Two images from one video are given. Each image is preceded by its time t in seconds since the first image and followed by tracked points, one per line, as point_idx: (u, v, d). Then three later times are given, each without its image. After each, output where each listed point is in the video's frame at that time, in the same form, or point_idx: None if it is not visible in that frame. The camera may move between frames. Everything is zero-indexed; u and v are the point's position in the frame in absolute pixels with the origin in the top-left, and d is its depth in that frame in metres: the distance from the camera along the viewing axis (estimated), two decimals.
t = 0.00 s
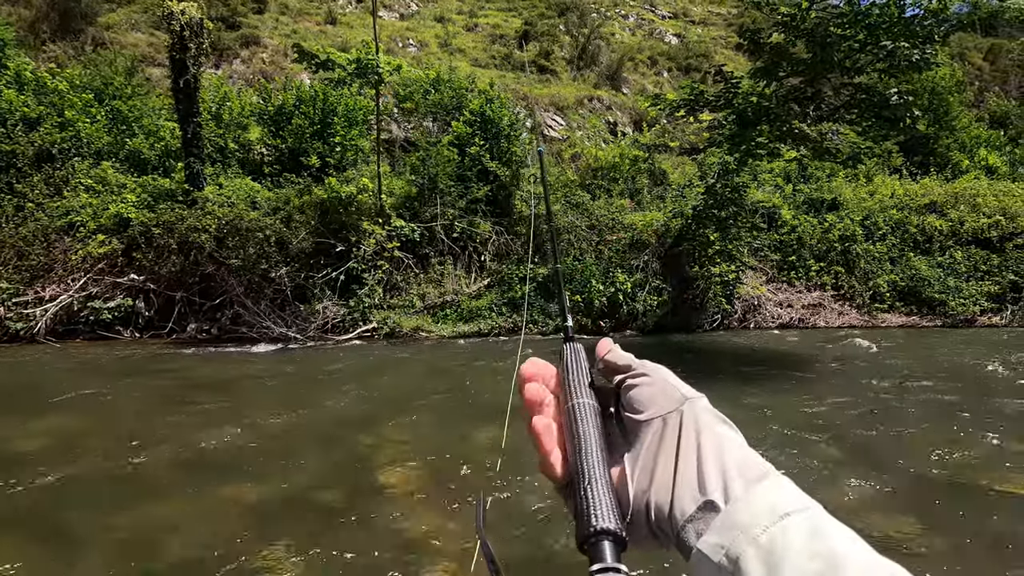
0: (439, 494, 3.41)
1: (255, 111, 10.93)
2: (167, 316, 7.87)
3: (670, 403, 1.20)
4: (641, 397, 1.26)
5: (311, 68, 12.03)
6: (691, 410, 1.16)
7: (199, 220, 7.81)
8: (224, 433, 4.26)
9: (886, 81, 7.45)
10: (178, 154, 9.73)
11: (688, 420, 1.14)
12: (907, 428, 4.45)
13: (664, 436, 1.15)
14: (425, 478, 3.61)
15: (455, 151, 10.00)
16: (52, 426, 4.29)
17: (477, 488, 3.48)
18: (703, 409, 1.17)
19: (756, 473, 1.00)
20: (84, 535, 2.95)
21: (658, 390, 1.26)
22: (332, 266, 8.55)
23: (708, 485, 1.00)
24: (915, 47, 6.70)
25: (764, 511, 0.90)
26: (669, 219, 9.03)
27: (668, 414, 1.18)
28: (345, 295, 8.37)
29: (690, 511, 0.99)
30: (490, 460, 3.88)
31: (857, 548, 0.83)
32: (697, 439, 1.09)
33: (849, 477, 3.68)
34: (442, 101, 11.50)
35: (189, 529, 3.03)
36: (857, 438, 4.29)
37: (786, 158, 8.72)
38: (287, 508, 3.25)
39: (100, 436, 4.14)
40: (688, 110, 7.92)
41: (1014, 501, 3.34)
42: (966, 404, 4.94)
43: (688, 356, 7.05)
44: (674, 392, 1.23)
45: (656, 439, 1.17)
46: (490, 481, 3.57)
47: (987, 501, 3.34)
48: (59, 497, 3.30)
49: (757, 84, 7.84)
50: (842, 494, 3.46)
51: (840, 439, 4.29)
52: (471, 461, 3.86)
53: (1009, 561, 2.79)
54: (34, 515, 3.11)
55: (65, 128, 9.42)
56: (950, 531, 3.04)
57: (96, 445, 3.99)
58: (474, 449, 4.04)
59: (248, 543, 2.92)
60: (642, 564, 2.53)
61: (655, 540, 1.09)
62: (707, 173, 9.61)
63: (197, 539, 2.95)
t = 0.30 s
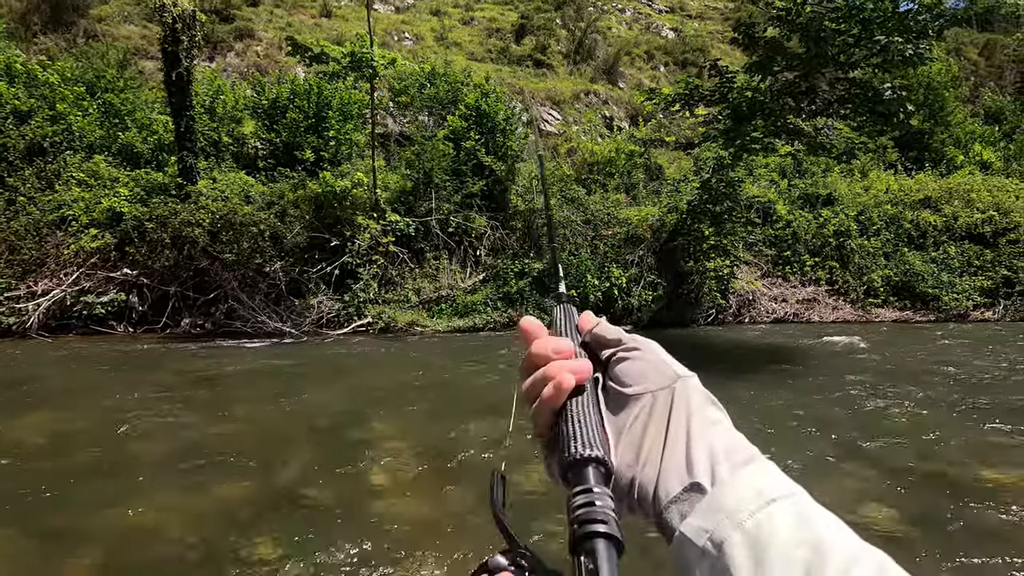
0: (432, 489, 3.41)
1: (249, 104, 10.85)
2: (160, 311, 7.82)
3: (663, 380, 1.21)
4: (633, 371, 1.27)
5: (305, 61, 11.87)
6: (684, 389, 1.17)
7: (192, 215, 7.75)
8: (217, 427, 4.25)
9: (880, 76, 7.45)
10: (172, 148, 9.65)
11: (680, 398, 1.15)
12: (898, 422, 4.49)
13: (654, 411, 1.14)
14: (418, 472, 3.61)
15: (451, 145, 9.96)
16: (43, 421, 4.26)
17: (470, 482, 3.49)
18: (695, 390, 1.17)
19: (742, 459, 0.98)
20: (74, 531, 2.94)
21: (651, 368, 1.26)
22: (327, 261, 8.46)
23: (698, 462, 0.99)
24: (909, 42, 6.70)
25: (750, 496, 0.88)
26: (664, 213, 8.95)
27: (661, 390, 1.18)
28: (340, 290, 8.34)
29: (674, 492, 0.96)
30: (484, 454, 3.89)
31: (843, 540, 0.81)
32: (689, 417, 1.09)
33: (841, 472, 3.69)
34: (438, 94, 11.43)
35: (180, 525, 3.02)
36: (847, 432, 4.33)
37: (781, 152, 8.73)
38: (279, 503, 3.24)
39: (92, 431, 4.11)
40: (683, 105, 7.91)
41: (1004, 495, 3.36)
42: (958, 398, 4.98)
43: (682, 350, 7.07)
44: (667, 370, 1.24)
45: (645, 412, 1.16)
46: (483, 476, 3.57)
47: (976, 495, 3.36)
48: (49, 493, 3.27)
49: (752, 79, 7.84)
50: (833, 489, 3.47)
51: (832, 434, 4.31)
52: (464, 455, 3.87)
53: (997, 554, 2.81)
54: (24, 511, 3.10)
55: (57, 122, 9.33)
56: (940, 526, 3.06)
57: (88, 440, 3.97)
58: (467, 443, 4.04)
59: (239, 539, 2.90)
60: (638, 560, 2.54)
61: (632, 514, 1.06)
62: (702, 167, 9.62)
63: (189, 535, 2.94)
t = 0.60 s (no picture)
0: (424, 484, 3.41)
1: (244, 98, 10.76)
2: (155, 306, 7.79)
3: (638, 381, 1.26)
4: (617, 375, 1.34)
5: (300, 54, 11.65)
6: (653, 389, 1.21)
7: (187, 209, 7.70)
8: (211, 422, 4.24)
9: (875, 70, 7.46)
10: (166, 141, 9.58)
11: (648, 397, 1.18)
12: (891, 416, 4.53)
13: (624, 407, 1.18)
14: (412, 467, 3.61)
15: (447, 139, 9.93)
16: (34, 416, 4.25)
17: (465, 477, 3.50)
18: (669, 394, 1.18)
19: (707, 454, 0.99)
20: (64, 527, 2.94)
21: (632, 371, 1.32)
22: (323, 255, 8.47)
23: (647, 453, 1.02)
24: (905, 36, 6.70)
25: (712, 491, 0.87)
26: (660, 208, 8.97)
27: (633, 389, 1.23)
28: (336, 284, 8.34)
29: (641, 484, 0.96)
30: (479, 448, 3.90)
31: (796, 532, 0.82)
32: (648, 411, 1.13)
33: (831, 465, 3.73)
34: (434, 88, 11.37)
35: (170, 520, 3.02)
36: (841, 426, 4.35)
37: (778, 147, 8.74)
38: (269, 497, 3.25)
39: (85, 425, 4.10)
40: (679, 99, 7.90)
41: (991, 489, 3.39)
42: (951, 392, 5.01)
43: (677, 345, 7.09)
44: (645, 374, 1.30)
45: (615, 409, 1.20)
46: (477, 470, 3.58)
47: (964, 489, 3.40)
48: (40, 489, 3.27)
49: (749, 73, 7.84)
50: (823, 483, 3.49)
51: (824, 427, 4.35)
52: (458, 449, 3.87)
53: (982, 549, 2.84)
54: (17, 507, 3.09)
55: (50, 115, 9.25)
56: (927, 519, 3.09)
57: (82, 435, 3.95)
58: (460, 438, 4.05)
59: (230, 533, 2.91)
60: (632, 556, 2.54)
61: (600, 509, 1.07)
62: (698, 162, 9.62)
63: (178, 529, 2.95)
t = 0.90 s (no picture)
0: (425, 478, 3.44)
1: (243, 92, 10.71)
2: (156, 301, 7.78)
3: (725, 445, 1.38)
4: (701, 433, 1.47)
5: (300, 49, 11.57)
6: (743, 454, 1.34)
7: (187, 203, 7.69)
8: (213, 416, 4.26)
9: (877, 65, 7.43)
10: (165, 136, 9.55)
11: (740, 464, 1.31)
12: (890, 410, 4.54)
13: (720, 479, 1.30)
14: (413, 462, 3.64)
15: (447, 134, 9.90)
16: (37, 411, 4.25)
17: (465, 471, 3.52)
18: (765, 457, 1.31)
19: (822, 538, 1.10)
20: (68, 522, 2.95)
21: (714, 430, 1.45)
22: (323, 250, 8.39)
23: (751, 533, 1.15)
24: (908, 30, 6.66)
25: None
26: (661, 203, 8.90)
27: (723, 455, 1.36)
28: (337, 279, 8.32)
29: (747, 566, 1.09)
30: (479, 443, 3.92)
31: None
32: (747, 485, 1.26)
33: (832, 461, 3.73)
34: (434, 82, 11.32)
35: (173, 515, 3.03)
36: (838, 421, 4.37)
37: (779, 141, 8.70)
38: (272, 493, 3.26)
39: (87, 419, 4.13)
40: (680, 93, 7.86)
41: (991, 485, 3.40)
42: (950, 388, 5.02)
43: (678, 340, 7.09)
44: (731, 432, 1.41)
45: (709, 480, 1.32)
46: (479, 466, 3.58)
47: (965, 485, 3.40)
48: (44, 484, 3.28)
49: (750, 67, 7.81)
50: (824, 478, 3.50)
51: (825, 423, 4.35)
52: (458, 444, 3.89)
53: (983, 545, 2.84)
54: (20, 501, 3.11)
55: (49, 109, 9.23)
56: (927, 515, 3.10)
57: (84, 429, 3.97)
58: (462, 433, 4.06)
59: (232, 529, 2.92)
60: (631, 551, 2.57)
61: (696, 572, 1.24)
62: (699, 156, 9.59)
63: (181, 525, 2.95)
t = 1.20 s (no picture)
0: (426, 471, 3.47)
1: (243, 86, 10.66)
2: (157, 296, 7.78)
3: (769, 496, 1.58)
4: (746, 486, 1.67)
5: (299, 43, 11.52)
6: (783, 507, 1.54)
7: (187, 199, 7.70)
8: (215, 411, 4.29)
9: (879, 59, 7.42)
10: (165, 131, 9.54)
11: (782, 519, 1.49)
12: (889, 405, 4.56)
13: (761, 561, 1.43)
14: (413, 455, 3.67)
15: (448, 129, 9.89)
16: (38, 406, 4.26)
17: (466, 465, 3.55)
18: (807, 546, 1.41)
19: None
20: (70, 517, 2.96)
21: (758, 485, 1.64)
22: (324, 245, 8.41)
23: None
24: (910, 24, 6.64)
25: None
26: (662, 198, 8.84)
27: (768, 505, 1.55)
28: (337, 274, 8.31)
29: None
30: (480, 437, 3.95)
31: None
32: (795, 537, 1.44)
33: (833, 455, 3.75)
34: (434, 77, 11.30)
35: (175, 510, 3.04)
36: (838, 415, 4.39)
37: (781, 136, 8.68)
38: (274, 488, 3.27)
39: (90, 414, 4.15)
40: (682, 88, 7.84)
41: (990, 481, 3.40)
42: (949, 382, 5.04)
43: (679, 335, 7.09)
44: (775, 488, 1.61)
45: (752, 561, 1.45)
46: (480, 462, 3.58)
47: (964, 481, 3.41)
48: (46, 479, 3.30)
49: (752, 62, 7.79)
50: (824, 472, 3.52)
51: (826, 419, 4.35)
52: (459, 438, 3.92)
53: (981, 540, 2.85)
54: (26, 493, 3.15)
55: (48, 104, 9.22)
56: (926, 509, 3.12)
57: (87, 424, 4.00)
58: (463, 428, 4.06)
59: (234, 524, 2.93)
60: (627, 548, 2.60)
61: None
62: (700, 151, 9.58)
63: (182, 521, 2.96)
